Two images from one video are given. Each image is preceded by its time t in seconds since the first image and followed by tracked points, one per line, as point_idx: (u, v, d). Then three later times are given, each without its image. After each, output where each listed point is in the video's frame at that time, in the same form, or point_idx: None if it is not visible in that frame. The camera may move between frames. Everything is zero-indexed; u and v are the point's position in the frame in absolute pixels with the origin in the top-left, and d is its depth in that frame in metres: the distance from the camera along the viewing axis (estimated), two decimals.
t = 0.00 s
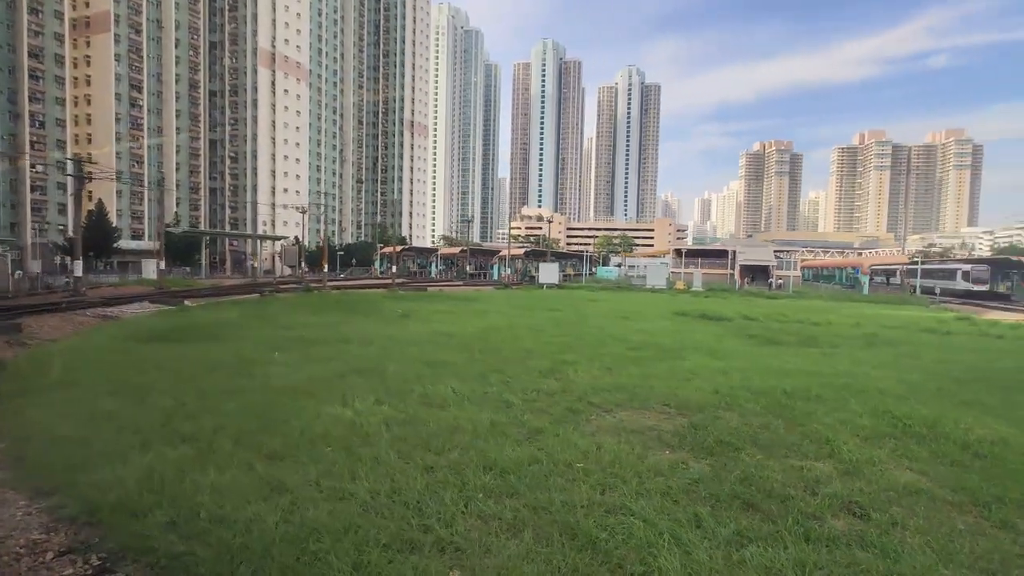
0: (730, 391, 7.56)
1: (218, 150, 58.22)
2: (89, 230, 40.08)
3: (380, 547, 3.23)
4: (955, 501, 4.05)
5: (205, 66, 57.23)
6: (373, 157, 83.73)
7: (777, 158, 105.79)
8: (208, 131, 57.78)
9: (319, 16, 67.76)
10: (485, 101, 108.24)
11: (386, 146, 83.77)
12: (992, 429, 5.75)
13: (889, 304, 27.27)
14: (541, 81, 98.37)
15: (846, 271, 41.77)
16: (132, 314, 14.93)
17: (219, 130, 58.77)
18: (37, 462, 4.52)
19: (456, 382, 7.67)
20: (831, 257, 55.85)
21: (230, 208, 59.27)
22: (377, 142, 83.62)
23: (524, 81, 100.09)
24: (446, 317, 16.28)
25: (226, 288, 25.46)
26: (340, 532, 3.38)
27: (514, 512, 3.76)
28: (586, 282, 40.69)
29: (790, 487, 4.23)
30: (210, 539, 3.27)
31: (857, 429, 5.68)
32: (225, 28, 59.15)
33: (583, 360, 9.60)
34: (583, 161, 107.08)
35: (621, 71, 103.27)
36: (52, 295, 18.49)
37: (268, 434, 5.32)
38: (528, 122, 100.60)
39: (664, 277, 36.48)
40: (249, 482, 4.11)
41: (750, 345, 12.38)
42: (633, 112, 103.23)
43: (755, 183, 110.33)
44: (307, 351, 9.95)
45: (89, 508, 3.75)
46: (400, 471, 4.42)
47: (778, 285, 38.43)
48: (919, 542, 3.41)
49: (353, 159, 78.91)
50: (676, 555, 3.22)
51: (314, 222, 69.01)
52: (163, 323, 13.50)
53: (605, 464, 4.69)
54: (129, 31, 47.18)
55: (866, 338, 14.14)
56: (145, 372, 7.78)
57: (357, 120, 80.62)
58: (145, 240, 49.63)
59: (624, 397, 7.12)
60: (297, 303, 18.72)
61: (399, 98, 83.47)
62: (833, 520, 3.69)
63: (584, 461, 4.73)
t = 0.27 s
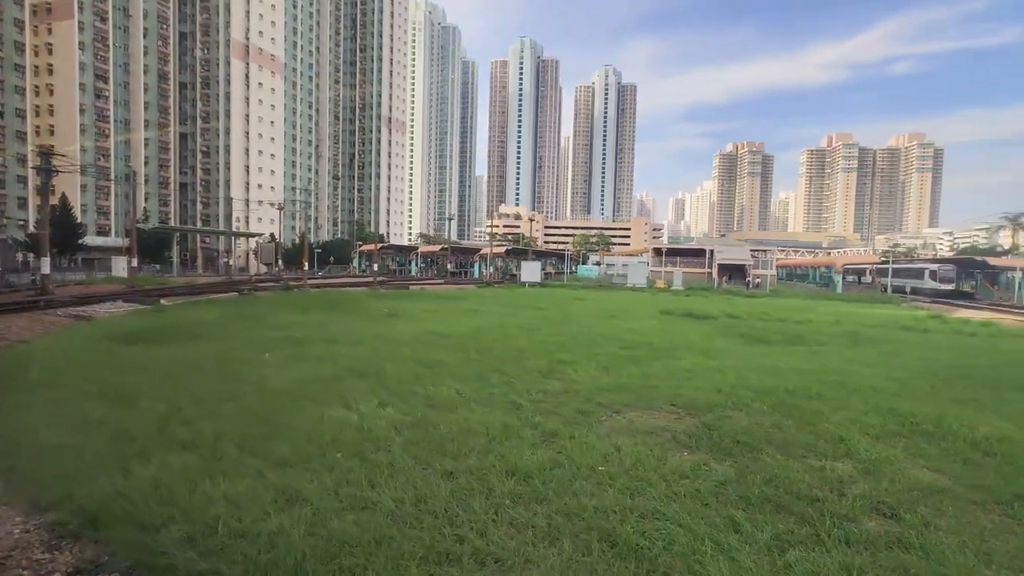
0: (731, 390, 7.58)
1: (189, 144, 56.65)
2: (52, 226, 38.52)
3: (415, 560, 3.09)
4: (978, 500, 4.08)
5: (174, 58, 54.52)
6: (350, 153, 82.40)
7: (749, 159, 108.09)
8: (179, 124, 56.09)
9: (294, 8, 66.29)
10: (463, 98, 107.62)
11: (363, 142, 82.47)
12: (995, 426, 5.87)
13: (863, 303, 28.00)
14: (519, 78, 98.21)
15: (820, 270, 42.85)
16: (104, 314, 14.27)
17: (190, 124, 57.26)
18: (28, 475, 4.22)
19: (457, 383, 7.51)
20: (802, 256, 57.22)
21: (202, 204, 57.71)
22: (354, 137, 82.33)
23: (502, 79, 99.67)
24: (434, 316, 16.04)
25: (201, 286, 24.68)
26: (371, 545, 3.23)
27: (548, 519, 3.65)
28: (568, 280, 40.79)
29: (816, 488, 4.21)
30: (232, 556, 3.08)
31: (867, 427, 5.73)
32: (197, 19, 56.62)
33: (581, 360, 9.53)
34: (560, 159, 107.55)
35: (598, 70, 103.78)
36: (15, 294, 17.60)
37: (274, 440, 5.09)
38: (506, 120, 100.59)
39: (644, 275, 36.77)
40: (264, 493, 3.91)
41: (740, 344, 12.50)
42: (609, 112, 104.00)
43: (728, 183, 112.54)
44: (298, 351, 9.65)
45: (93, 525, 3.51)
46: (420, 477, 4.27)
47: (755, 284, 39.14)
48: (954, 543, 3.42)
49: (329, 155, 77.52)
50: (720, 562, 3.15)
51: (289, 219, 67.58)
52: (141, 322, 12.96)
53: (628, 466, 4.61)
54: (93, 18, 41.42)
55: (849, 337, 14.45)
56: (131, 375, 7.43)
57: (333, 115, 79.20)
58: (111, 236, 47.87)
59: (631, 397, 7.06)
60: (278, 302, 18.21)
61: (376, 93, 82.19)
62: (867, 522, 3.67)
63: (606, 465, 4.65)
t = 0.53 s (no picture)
0: (743, 389, 7.57)
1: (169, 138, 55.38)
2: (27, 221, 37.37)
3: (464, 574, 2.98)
4: (1010, 501, 4.09)
5: (154, 49, 53.85)
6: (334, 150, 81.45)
7: (731, 158, 109.40)
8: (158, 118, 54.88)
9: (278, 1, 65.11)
10: (448, 95, 106.98)
11: (347, 138, 81.42)
12: (1008, 425, 5.94)
13: (847, 301, 28.58)
14: (504, 75, 97.93)
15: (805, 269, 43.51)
16: (90, 314, 13.81)
17: (170, 118, 56.07)
18: (36, 486, 4.00)
19: (469, 385, 7.38)
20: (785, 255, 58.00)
21: (182, 200, 56.27)
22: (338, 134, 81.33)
23: (487, 76, 99.41)
24: (430, 315, 15.88)
25: (184, 284, 24.06)
26: (414, 557, 3.12)
27: (590, 525, 3.57)
28: (556, 278, 40.88)
29: (851, 489, 4.18)
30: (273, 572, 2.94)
31: (885, 426, 5.75)
32: (177, 10, 55.07)
33: (587, 360, 9.49)
34: (545, 157, 107.83)
35: (583, 69, 103.83)
36: None
37: (290, 445, 4.92)
38: (490, 118, 100.26)
39: (634, 274, 36.92)
40: (292, 502, 3.76)
41: (739, 342, 12.57)
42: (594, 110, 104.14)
43: (711, 182, 113.79)
44: (299, 352, 9.42)
45: (115, 538, 3.32)
46: (452, 484, 4.15)
47: (742, 282, 39.67)
48: (1000, 544, 3.41)
49: (313, 151, 76.46)
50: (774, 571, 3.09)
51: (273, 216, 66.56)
52: (130, 322, 12.58)
53: (658, 470, 4.54)
54: (69, 8, 43.76)
55: (843, 335, 14.63)
56: (131, 378, 7.17)
57: (316, 110, 78.05)
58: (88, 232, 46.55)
59: (644, 397, 7.01)
60: (269, 302, 17.84)
61: (361, 89, 81.17)
62: (910, 524, 3.65)
63: (634, 467, 4.59)
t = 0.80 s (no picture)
0: (761, 388, 7.52)
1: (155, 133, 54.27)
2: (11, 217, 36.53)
3: None
4: None
5: (141, 42, 52.97)
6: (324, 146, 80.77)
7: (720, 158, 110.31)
8: (145, 113, 53.98)
9: None
10: (438, 92, 106.35)
11: (338, 134, 80.79)
12: None
13: (840, 299, 28.98)
14: (494, 73, 97.69)
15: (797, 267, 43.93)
16: (83, 312, 13.47)
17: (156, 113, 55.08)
18: (55, 495, 3.81)
19: (485, 386, 7.26)
20: (775, 254, 58.56)
21: (169, 197, 55.18)
22: (328, 130, 80.69)
23: (478, 73, 99.24)
24: (432, 314, 15.74)
25: (175, 282, 23.61)
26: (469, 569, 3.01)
27: (640, 531, 3.50)
28: (550, 276, 40.95)
29: (893, 491, 4.15)
30: None
31: (911, 426, 5.75)
32: (164, 4, 54.17)
33: (599, 359, 9.43)
34: (536, 155, 107.98)
35: (573, 67, 103.76)
36: None
37: (315, 450, 4.78)
38: (481, 115, 99.94)
39: (629, 272, 37.03)
40: (330, 511, 3.63)
41: (744, 341, 12.58)
42: (585, 109, 104.19)
43: (699, 181, 114.62)
44: (305, 352, 9.23)
45: (150, 550, 3.18)
46: (490, 490, 4.06)
47: (735, 280, 40.06)
48: None
49: (303, 147, 75.76)
50: None
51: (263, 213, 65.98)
52: (127, 321, 12.27)
53: (695, 472, 4.48)
54: None
55: (844, 334, 14.74)
56: (137, 379, 6.97)
57: (306, 107, 77.34)
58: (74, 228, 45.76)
59: (664, 397, 6.96)
60: (266, 300, 17.58)
61: (352, 85, 80.52)
62: (959, 528, 3.62)
63: (670, 470, 4.53)
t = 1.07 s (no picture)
0: (782, 391, 7.50)
1: (149, 132, 53.61)
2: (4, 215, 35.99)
3: None
4: None
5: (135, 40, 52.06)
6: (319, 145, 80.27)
7: (713, 158, 110.78)
8: (139, 111, 53.35)
9: None
10: (432, 92, 105.78)
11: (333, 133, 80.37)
12: None
13: (839, 299, 29.17)
14: (489, 72, 97.50)
15: (796, 267, 44.17)
16: (87, 313, 13.25)
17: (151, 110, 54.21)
18: (88, 505, 3.67)
19: (507, 389, 7.18)
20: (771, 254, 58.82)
21: (164, 195, 54.65)
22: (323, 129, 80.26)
23: (473, 72, 99.08)
24: (438, 314, 15.62)
25: (172, 282, 23.30)
26: None
27: (699, 540, 3.42)
28: (549, 276, 40.94)
29: (942, 497, 4.09)
30: None
31: (944, 429, 5.71)
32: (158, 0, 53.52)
33: (616, 360, 9.36)
34: (531, 155, 108.03)
35: (568, 67, 103.66)
36: None
37: (349, 456, 4.67)
38: (476, 114, 99.61)
39: (628, 272, 37.06)
40: (377, 520, 3.51)
41: (755, 341, 12.57)
42: (579, 109, 104.17)
43: (693, 181, 114.97)
44: (319, 353, 9.11)
45: (196, 565, 3.06)
46: (538, 497, 3.96)
47: (733, 280, 40.23)
48: None
49: (299, 146, 75.30)
50: None
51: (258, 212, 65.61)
52: (132, 322, 12.09)
53: (739, 478, 4.41)
54: None
55: (850, 334, 14.79)
56: (154, 382, 6.82)
57: (301, 105, 76.87)
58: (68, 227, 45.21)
59: (689, 400, 6.90)
60: (269, 300, 17.38)
61: (348, 84, 80.14)
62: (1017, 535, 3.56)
63: (713, 475, 4.46)
